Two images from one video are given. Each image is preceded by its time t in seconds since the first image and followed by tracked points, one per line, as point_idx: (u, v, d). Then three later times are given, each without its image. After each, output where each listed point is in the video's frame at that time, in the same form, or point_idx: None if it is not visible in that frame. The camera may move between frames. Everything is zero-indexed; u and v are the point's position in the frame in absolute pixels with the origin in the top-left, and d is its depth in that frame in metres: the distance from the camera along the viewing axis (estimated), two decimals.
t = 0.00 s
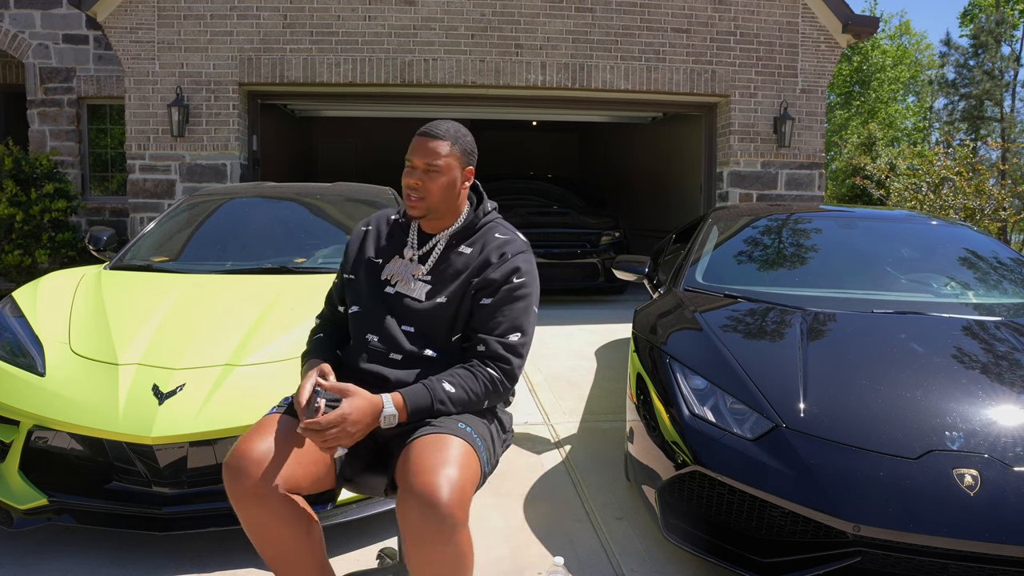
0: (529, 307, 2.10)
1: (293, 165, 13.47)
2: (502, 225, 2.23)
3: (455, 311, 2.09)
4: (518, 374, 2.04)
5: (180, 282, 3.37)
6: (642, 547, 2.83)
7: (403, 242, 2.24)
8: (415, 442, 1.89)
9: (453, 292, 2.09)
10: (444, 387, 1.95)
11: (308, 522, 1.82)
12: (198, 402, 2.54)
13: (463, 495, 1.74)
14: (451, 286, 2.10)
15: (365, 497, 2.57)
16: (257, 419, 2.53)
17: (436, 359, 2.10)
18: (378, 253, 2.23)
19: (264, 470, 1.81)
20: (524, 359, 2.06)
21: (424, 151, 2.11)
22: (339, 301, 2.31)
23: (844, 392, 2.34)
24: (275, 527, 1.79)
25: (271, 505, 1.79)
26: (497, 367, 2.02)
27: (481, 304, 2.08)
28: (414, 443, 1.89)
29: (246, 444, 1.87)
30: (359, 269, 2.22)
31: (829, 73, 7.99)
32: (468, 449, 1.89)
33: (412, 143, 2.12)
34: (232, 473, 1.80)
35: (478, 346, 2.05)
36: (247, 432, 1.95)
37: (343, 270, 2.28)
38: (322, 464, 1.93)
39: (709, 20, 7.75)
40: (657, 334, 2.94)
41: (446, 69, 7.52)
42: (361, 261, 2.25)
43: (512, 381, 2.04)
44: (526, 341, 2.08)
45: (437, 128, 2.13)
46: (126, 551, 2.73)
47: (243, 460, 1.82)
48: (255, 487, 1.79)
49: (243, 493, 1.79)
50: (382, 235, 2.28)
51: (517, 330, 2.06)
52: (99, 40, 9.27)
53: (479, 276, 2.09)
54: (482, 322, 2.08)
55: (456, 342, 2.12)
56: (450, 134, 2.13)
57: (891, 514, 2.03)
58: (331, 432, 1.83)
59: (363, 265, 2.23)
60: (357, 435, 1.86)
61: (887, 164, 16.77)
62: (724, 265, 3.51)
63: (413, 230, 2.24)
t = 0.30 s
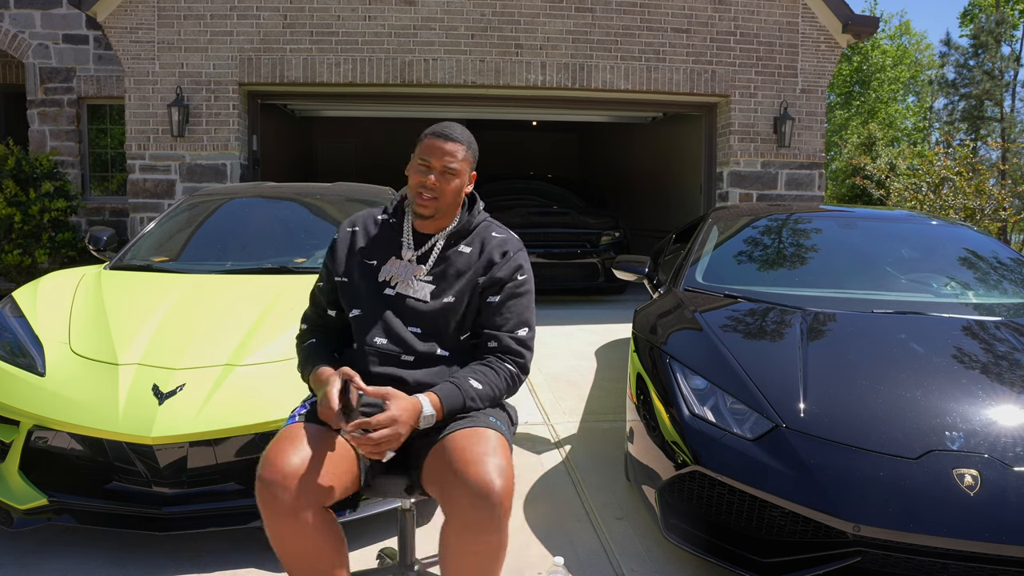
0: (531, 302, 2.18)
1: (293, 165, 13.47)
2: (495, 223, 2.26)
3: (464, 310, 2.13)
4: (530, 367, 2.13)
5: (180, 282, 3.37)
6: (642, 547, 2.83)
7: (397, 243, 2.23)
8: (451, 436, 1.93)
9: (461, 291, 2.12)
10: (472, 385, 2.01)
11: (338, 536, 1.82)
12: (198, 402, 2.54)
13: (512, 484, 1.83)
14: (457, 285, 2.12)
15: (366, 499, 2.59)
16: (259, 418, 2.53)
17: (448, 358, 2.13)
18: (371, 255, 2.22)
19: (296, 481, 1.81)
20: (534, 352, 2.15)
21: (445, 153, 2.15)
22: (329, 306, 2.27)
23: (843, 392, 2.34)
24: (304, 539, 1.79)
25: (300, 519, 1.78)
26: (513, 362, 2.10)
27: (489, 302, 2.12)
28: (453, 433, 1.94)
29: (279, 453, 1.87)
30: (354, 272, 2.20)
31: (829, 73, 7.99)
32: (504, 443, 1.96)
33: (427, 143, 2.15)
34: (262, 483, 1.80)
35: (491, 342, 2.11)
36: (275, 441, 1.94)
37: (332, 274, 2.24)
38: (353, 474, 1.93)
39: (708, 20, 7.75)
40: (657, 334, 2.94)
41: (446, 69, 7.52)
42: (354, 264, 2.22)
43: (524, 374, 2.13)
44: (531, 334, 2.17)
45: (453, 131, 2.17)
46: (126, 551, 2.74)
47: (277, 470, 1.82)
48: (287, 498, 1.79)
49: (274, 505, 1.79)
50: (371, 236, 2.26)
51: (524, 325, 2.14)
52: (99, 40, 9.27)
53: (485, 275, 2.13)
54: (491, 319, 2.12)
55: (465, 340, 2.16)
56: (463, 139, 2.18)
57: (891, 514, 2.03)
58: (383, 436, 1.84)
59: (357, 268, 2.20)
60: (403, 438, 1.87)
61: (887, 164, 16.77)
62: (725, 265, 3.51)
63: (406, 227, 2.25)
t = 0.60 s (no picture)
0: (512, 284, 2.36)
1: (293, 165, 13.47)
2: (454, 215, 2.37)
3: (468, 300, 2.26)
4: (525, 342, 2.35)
5: (180, 283, 3.37)
6: (642, 548, 2.83)
7: (381, 243, 2.17)
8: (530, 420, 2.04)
9: (463, 281, 2.22)
10: (516, 371, 2.18)
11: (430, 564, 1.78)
12: (198, 403, 2.54)
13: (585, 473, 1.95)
14: (455, 275, 2.22)
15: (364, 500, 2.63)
16: (262, 417, 2.53)
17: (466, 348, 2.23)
18: (363, 259, 2.14)
19: (434, 512, 1.74)
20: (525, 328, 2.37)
21: (437, 146, 2.17)
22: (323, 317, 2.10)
23: (843, 392, 2.34)
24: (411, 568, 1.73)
25: (418, 551, 1.72)
26: (519, 340, 2.29)
27: (484, 288, 2.28)
28: (533, 418, 2.05)
29: (409, 469, 1.79)
30: (354, 278, 2.11)
31: (829, 73, 7.99)
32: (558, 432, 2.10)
33: (416, 138, 2.15)
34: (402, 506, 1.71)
35: (496, 326, 2.28)
36: (394, 454, 1.83)
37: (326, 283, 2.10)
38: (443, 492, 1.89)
39: (708, 20, 7.75)
40: (657, 334, 2.94)
41: (446, 69, 7.52)
42: (349, 269, 2.12)
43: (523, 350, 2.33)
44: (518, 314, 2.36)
45: (436, 127, 2.19)
46: (125, 551, 2.74)
47: (420, 494, 1.74)
48: (418, 527, 1.72)
49: (403, 530, 1.71)
50: (355, 240, 2.16)
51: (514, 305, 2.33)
52: (99, 40, 9.27)
53: (476, 263, 2.27)
54: (489, 304, 2.28)
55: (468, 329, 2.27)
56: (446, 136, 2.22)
57: (891, 514, 2.03)
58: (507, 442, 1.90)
59: (356, 274, 2.11)
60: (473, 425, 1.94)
61: (887, 164, 16.76)
62: (725, 266, 3.51)
63: (388, 226, 2.19)
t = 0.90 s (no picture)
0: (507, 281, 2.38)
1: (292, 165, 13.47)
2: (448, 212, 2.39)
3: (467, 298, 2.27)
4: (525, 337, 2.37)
5: (181, 283, 3.37)
6: (642, 548, 2.83)
7: (381, 246, 2.17)
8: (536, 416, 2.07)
9: (461, 280, 2.24)
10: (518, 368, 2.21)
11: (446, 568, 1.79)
12: (198, 403, 2.54)
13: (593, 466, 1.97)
14: (454, 275, 2.23)
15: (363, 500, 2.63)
16: (264, 416, 2.54)
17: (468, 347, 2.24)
18: (364, 263, 2.13)
19: (459, 514, 1.75)
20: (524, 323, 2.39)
21: (427, 144, 2.16)
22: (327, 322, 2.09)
23: (843, 392, 2.34)
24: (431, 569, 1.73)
25: (440, 554, 1.73)
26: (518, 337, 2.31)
27: (481, 286, 2.29)
28: (537, 414, 2.08)
29: (435, 472, 1.79)
30: (356, 282, 2.10)
31: (829, 73, 7.99)
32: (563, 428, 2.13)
33: (406, 138, 2.15)
34: (429, 508, 1.71)
35: (494, 324, 2.29)
36: (420, 455, 1.84)
37: (328, 288, 2.09)
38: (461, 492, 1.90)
39: (709, 20, 7.75)
40: (657, 334, 2.94)
41: (446, 69, 7.52)
42: (350, 273, 2.11)
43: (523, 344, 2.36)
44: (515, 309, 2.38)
45: (425, 124, 2.19)
46: (125, 551, 2.73)
47: (446, 497, 1.74)
48: (444, 529, 1.72)
49: (427, 532, 1.72)
50: (354, 243, 2.15)
51: (511, 301, 2.35)
52: (99, 40, 9.27)
53: (473, 261, 2.29)
54: (488, 302, 2.30)
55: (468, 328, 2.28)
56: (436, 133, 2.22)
57: (891, 514, 2.03)
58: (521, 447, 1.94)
59: (356, 277, 2.11)
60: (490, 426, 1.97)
61: (887, 164, 16.76)
62: (725, 265, 3.51)
63: (385, 226, 2.19)
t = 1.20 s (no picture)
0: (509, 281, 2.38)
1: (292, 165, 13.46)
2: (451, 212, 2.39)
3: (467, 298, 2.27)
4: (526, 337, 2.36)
5: (180, 283, 3.37)
6: (642, 548, 2.83)
7: (381, 246, 2.17)
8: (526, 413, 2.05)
9: (461, 280, 2.23)
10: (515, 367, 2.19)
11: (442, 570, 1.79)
12: (198, 403, 2.54)
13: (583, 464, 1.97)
14: (454, 275, 2.22)
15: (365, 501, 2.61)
16: (264, 416, 2.54)
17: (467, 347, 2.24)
18: (364, 263, 2.13)
19: (452, 514, 1.76)
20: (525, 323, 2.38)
21: (423, 142, 2.17)
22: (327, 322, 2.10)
23: (843, 392, 2.34)
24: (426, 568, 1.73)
25: (435, 553, 1.73)
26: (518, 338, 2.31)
27: (481, 286, 2.29)
28: (527, 412, 2.07)
29: (428, 473, 1.79)
30: (355, 282, 2.10)
31: (829, 73, 7.99)
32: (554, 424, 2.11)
33: (401, 137, 2.15)
34: (422, 508, 1.72)
35: (493, 324, 2.29)
36: (415, 455, 1.84)
37: (328, 288, 2.09)
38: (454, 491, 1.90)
39: (709, 20, 7.75)
40: (657, 334, 2.94)
41: (446, 69, 7.52)
42: (349, 273, 2.11)
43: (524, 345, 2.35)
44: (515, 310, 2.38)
45: (419, 123, 2.19)
46: (125, 551, 2.73)
47: (441, 497, 1.75)
48: (439, 528, 1.73)
49: (422, 531, 1.72)
50: (355, 243, 2.15)
51: (512, 302, 2.34)
52: (99, 40, 9.27)
53: (473, 262, 2.28)
54: (488, 302, 2.29)
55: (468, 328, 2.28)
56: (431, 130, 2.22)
57: (891, 513, 2.03)
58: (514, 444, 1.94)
59: (355, 278, 2.11)
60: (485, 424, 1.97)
61: (887, 164, 16.76)
62: (724, 266, 3.52)
63: (384, 226, 2.19)
